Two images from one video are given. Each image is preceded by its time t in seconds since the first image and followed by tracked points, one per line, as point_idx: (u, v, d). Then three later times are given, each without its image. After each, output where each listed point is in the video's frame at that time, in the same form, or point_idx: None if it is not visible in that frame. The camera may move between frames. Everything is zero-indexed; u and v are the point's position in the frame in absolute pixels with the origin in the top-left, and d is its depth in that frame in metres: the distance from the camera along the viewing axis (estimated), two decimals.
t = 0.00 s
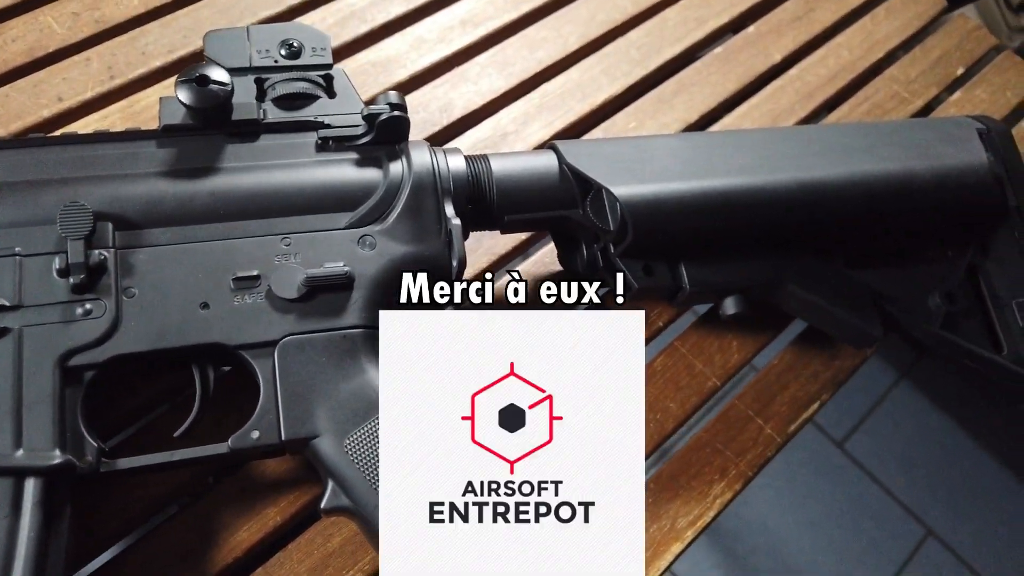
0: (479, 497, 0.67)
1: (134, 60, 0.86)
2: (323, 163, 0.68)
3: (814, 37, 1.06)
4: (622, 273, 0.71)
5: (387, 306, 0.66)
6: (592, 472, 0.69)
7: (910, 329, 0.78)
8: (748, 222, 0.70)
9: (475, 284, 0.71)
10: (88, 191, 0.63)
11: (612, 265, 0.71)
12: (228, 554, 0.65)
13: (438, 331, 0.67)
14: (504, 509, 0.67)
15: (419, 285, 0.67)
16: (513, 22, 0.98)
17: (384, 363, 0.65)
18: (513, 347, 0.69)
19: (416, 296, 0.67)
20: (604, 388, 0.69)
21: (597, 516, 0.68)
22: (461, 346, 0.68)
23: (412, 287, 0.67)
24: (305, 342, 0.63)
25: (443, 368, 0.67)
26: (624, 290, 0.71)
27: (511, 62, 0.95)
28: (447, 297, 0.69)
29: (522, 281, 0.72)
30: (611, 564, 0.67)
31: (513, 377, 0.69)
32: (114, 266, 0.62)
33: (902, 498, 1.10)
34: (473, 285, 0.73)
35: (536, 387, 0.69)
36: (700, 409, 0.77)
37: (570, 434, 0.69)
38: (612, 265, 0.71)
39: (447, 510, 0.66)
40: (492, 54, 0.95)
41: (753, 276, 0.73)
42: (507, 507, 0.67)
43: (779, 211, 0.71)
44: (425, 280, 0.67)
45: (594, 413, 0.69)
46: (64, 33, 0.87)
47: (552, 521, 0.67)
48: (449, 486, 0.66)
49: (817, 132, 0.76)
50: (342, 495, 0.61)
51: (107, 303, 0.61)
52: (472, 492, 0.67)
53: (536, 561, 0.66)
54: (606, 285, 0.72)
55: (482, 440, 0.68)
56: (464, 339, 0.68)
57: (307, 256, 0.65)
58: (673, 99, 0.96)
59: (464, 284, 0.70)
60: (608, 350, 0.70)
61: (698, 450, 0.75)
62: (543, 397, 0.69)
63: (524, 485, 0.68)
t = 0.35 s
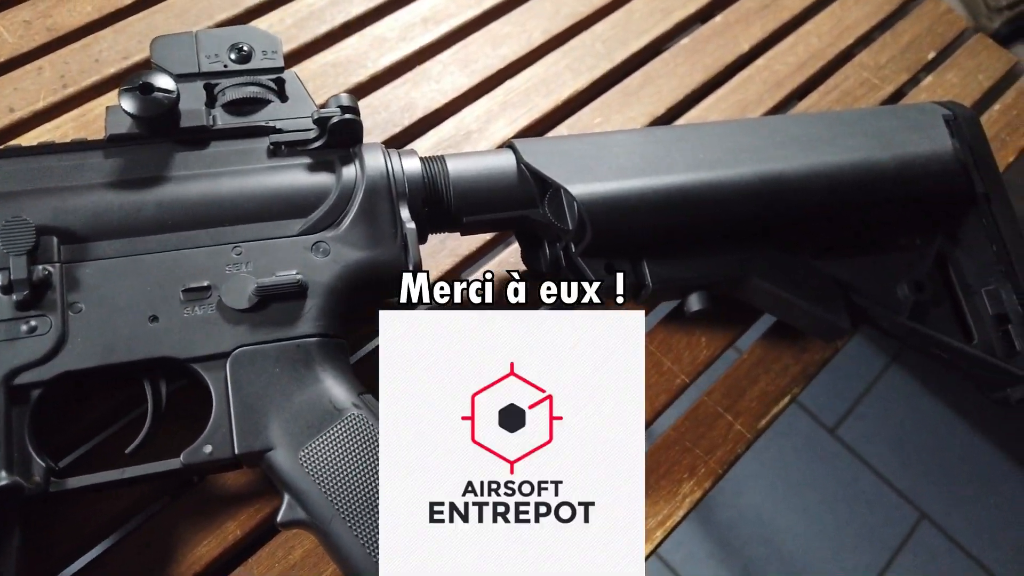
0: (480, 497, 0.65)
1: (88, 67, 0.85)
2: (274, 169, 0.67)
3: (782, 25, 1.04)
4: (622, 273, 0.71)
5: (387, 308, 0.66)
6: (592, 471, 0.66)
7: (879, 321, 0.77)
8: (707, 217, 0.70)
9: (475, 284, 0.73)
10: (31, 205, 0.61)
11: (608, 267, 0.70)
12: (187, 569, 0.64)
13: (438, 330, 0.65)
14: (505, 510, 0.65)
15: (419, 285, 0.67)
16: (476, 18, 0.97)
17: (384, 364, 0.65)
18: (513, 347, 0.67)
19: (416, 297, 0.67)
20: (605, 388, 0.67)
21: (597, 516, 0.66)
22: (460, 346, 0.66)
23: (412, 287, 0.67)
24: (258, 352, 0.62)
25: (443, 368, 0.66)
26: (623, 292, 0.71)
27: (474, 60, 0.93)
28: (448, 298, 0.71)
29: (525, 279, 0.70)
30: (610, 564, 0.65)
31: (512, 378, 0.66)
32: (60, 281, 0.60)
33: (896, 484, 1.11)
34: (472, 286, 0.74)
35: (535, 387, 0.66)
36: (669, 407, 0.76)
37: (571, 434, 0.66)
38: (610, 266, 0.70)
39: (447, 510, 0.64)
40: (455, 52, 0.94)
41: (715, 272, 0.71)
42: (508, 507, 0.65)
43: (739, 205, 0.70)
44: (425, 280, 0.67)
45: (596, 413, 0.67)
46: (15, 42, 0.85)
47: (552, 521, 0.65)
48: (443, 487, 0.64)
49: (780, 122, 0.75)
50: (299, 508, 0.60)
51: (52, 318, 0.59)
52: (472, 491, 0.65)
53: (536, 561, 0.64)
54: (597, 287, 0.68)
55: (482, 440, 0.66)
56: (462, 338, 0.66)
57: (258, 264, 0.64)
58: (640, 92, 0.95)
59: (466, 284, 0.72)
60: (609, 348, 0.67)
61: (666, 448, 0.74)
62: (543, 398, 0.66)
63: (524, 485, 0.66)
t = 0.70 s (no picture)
0: (480, 498, 0.67)
1: (35, 80, 0.83)
2: (216, 178, 0.65)
3: (747, 17, 1.03)
4: (621, 273, 0.71)
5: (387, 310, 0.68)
6: (592, 471, 0.68)
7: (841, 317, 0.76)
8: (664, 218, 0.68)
9: (477, 283, 0.74)
10: None
11: (608, 267, 0.70)
12: None
13: (438, 330, 0.67)
14: (505, 510, 0.67)
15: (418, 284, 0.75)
16: (434, 19, 0.95)
17: (386, 365, 0.67)
18: (513, 347, 0.68)
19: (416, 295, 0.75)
20: (604, 388, 0.68)
21: (597, 516, 0.67)
22: (461, 346, 0.67)
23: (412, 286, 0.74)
24: (203, 367, 0.61)
25: (444, 367, 0.67)
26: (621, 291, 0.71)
27: (432, 61, 0.92)
28: (449, 298, 0.75)
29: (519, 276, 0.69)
30: (610, 563, 0.67)
31: (512, 378, 0.68)
32: None
33: (888, 472, 1.17)
34: (473, 285, 0.74)
35: (535, 388, 0.68)
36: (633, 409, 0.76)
37: (570, 433, 0.68)
38: (609, 265, 0.70)
39: (447, 510, 0.66)
40: (412, 53, 0.92)
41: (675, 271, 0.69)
42: (508, 508, 0.67)
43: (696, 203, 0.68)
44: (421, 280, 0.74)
45: (596, 412, 0.68)
46: None
47: (552, 521, 0.67)
48: (437, 488, 0.66)
49: (737, 118, 0.73)
50: (247, 525, 0.59)
51: None
52: (472, 491, 0.67)
53: (536, 560, 0.66)
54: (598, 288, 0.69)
55: (482, 440, 0.67)
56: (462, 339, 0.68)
57: (202, 278, 0.63)
58: (602, 89, 0.94)
59: (464, 284, 0.74)
60: (608, 349, 0.69)
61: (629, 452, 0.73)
62: (543, 398, 0.68)
63: (524, 484, 0.67)
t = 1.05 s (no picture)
0: (482, 499, 0.66)
1: None
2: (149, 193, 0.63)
3: (706, 11, 1.01)
4: (621, 272, 0.72)
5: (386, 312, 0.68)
6: (594, 471, 0.68)
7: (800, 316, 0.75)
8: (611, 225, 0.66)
9: (476, 283, 0.71)
10: None
11: (608, 268, 0.71)
12: None
13: (437, 331, 0.67)
14: (505, 511, 0.67)
15: (419, 284, 0.76)
16: (387, 22, 0.93)
17: (385, 367, 0.67)
18: (513, 347, 0.68)
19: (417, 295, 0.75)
20: (604, 389, 0.68)
21: (597, 517, 0.67)
22: (460, 347, 0.67)
23: (413, 287, 0.76)
24: (137, 392, 0.59)
25: (445, 368, 0.67)
26: (619, 291, 0.72)
27: (383, 66, 0.90)
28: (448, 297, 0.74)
29: (520, 283, 0.69)
30: (610, 564, 0.66)
31: (512, 378, 0.67)
32: None
33: (882, 461, 1.17)
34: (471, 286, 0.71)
35: (535, 388, 0.68)
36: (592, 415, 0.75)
37: (571, 433, 0.68)
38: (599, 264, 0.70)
39: (448, 512, 0.66)
40: (363, 58, 0.90)
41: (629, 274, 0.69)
42: (509, 508, 0.67)
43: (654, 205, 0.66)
44: (424, 280, 0.75)
45: (598, 415, 0.68)
46: None
47: (552, 521, 0.67)
48: (442, 489, 0.66)
49: (687, 115, 0.72)
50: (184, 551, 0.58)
51: None
52: (472, 492, 0.67)
53: (536, 561, 0.66)
54: (599, 287, 0.71)
55: (482, 440, 0.67)
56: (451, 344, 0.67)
57: (132, 301, 0.61)
58: (559, 90, 0.92)
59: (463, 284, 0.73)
60: (602, 351, 0.68)
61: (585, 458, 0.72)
62: (543, 399, 0.68)
63: (523, 485, 0.67)
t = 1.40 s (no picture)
0: (481, 499, 0.71)
1: None
2: (137, 240, 0.74)
3: None
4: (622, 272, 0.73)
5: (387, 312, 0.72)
6: (594, 473, 0.72)
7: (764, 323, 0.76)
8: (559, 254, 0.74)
9: (477, 283, 0.72)
10: None
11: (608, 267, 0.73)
12: None
13: (438, 332, 0.71)
14: (505, 511, 0.72)
15: (419, 284, 0.72)
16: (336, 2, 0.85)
17: (386, 365, 0.71)
18: (512, 349, 0.71)
19: (416, 297, 0.72)
20: (603, 389, 0.71)
21: (596, 516, 0.72)
22: (463, 351, 0.71)
23: (413, 287, 0.72)
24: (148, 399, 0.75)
25: (444, 373, 0.70)
26: (620, 293, 0.72)
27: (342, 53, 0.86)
28: (448, 299, 0.72)
29: (519, 284, 0.72)
30: (610, 563, 0.73)
31: (513, 379, 0.71)
32: None
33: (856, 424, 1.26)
34: (472, 287, 0.72)
35: (536, 388, 0.71)
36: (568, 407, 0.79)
37: (570, 433, 0.72)
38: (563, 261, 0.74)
39: (449, 512, 0.71)
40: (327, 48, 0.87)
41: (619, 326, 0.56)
42: (508, 509, 0.72)
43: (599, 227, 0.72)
44: (425, 279, 0.72)
45: (600, 415, 0.72)
46: None
47: (552, 521, 0.72)
48: (441, 488, 0.71)
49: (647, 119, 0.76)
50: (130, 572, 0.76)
51: None
52: (472, 492, 0.72)
53: (536, 560, 0.72)
54: (598, 288, 0.72)
55: (482, 440, 0.71)
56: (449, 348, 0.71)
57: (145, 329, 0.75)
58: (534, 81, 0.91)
59: (464, 286, 0.72)
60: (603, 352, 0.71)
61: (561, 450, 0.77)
62: (545, 398, 0.72)
63: (523, 484, 0.72)
